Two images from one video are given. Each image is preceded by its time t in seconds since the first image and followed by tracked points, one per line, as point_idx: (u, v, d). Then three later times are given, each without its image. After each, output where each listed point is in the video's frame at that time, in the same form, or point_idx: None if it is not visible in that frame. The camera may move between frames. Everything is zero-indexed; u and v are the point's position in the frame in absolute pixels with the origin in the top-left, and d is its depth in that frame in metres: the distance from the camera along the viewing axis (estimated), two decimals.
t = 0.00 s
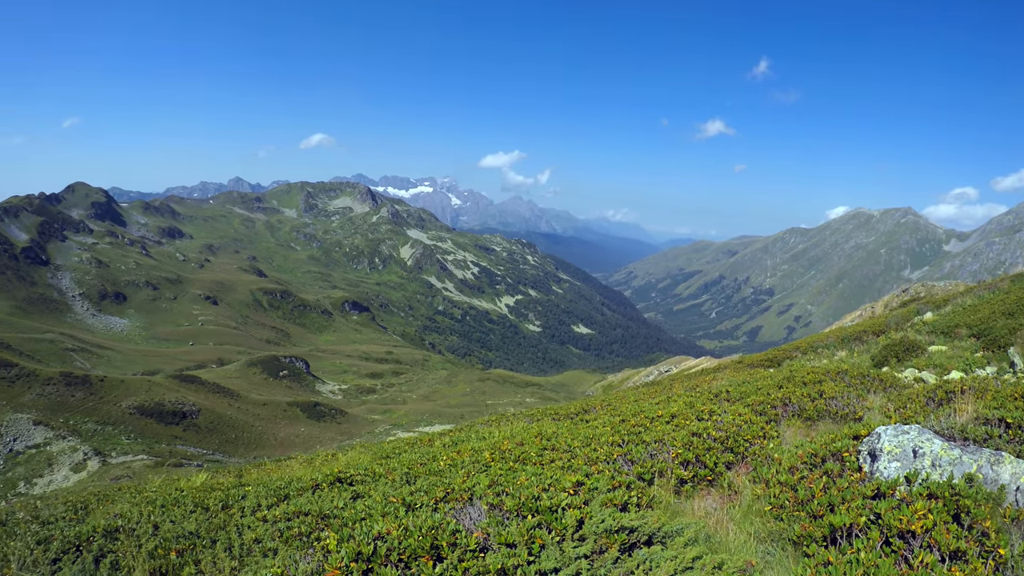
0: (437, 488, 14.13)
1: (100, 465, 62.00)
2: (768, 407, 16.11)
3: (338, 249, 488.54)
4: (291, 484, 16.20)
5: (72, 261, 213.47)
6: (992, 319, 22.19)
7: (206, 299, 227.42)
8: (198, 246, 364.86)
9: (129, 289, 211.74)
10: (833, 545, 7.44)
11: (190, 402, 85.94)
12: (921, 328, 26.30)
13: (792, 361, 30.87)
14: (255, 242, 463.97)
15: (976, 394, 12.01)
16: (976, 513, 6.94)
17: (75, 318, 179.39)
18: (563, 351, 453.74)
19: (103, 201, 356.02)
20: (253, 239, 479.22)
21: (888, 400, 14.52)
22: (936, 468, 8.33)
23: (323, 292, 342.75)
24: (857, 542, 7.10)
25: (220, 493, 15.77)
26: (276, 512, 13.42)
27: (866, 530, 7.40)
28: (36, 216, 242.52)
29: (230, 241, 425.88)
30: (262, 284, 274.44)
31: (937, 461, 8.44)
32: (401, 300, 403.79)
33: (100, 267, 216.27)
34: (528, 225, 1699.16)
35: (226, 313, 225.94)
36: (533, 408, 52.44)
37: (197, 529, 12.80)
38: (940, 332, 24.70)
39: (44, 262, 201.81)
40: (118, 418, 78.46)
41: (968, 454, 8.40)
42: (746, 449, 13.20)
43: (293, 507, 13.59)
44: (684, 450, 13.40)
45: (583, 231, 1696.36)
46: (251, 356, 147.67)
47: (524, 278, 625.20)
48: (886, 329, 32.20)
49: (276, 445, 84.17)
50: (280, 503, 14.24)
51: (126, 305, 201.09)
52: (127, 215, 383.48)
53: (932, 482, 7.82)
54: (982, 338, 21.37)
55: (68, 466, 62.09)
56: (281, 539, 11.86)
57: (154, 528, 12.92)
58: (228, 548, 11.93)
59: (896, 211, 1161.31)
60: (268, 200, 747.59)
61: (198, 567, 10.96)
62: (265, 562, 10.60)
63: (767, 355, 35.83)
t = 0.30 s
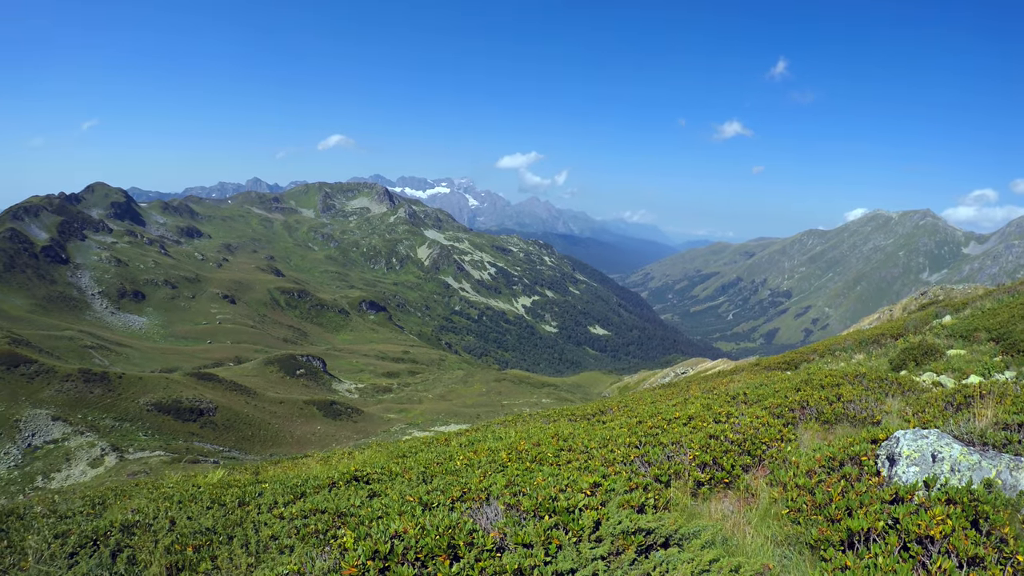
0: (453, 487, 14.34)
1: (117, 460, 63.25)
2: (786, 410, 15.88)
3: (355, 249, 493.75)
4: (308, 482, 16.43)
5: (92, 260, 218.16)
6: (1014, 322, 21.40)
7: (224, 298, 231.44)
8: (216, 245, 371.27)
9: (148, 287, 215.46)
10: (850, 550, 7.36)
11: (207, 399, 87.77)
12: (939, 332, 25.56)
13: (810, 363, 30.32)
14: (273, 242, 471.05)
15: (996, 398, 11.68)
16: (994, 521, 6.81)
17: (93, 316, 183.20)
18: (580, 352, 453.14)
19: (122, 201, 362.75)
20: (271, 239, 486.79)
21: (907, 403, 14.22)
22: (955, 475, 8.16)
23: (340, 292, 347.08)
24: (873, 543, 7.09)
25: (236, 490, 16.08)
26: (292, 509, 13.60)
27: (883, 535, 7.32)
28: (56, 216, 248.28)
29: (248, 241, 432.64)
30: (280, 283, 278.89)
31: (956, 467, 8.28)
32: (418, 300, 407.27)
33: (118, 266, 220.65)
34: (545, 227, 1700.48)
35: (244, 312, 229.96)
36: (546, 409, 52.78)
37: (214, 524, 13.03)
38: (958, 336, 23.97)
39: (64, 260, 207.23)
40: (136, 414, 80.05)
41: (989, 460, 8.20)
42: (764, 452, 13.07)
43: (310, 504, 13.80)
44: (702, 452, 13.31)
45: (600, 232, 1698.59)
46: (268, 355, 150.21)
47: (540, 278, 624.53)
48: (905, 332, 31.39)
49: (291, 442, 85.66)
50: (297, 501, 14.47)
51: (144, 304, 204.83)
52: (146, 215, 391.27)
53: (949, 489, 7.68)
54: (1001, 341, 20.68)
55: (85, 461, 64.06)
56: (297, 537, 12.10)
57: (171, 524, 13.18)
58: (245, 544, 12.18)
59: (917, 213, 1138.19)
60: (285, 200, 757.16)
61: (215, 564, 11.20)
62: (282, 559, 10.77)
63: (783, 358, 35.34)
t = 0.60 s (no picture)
0: (471, 486, 14.51)
1: (134, 455, 64.74)
2: (805, 413, 15.65)
3: (373, 248, 498.59)
4: (326, 480, 16.80)
5: (113, 258, 222.29)
6: None
7: (242, 296, 235.28)
8: (236, 244, 377.67)
9: (168, 285, 219.28)
10: (867, 554, 7.27)
11: (224, 396, 89.70)
12: (960, 335, 24.68)
13: (829, 365, 29.66)
14: (292, 241, 477.94)
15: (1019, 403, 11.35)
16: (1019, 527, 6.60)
17: (113, 313, 186.70)
18: (597, 352, 451.36)
19: (142, 199, 368.15)
20: (290, 239, 493.32)
21: (928, 407, 13.91)
22: (975, 479, 8.05)
23: (358, 291, 351.55)
24: (890, 546, 7.02)
25: (253, 487, 16.46)
26: (310, 506, 13.92)
27: (903, 540, 7.18)
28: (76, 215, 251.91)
29: (267, 240, 439.37)
30: (299, 282, 283.64)
31: (976, 472, 8.17)
32: (435, 299, 410.20)
33: (138, 264, 224.60)
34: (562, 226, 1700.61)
35: (262, 310, 233.82)
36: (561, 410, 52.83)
37: (232, 521, 13.35)
38: (979, 339, 23.17)
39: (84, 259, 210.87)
40: (154, 411, 82.09)
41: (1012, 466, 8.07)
42: (782, 455, 12.91)
43: (328, 501, 14.09)
44: (721, 454, 13.18)
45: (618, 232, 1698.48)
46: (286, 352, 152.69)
47: (558, 277, 623.22)
48: (925, 335, 30.41)
49: (308, 440, 87.16)
50: (314, 498, 14.77)
51: (163, 301, 208.50)
52: (167, 214, 398.66)
53: (970, 493, 7.49)
54: None
55: (103, 455, 65.62)
56: (315, 535, 12.33)
57: (190, 520, 13.55)
58: (263, 540, 12.47)
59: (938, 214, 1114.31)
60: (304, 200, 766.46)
61: (234, 560, 11.52)
62: (300, 556, 11.03)
63: (801, 360, 34.59)
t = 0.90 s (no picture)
0: (488, 486, 14.65)
1: (152, 453, 66.52)
2: (823, 416, 15.39)
3: (391, 248, 502.92)
4: (344, 478, 17.16)
5: (132, 257, 225.03)
6: None
7: (261, 295, 238.45)
8: (255, 244, 383.81)
9: (186, 284, 222.25)
10: (886, 559, 7.14)
11: (241, 395, 90.61)
12: (978, 338, 24.02)
13: (847, 369, 29.07)
14: (310, 241, 484.12)
15: None
16: None
17: (133, 311, 189.01)
18: (614, 354, 449.32)
19: (161, 198, 366.92)
20: (309, 239, 499.22)
21: (949, 411, 13.64)
22: (997, 486, 7.86)
23: (376, 291, 355.27)
24: (907, 550, 6.95)
25: (271, 484, 16.86)
26: (327, 505, 14.20)
27: (922, 545, 7.08)
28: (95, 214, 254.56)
29: (286, 240, 445.75)
30: (317, 282, 288.08)
31: (995, 479, 8.02)
32: (453, 299, 412.93)
33: (157, 263, 227.06)
34: (580, 227, 1700.03)
35: (280, 309, 237.26)
36: (576, 412, 52.40)
37: (249, 518, 13.68)
38: (999, 343, 22.49)
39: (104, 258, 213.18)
40: (172, 408, 83.64)
41: None
42: (800, 458, 12.76)
43: (345, 500, 14.39)
44: (738, 456, 13.09)
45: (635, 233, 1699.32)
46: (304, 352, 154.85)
47: (575, 278, 621.09)
48: (944, 338, 29.49)
49: (325, 439, 88.13)
50: (332, 497, 15.07)
51: (182, 300, 211.01)
52: (186, 214, 404.25)
53: (989, 499, 7.39)
54: None
55: (122, 452, 67.29)
56: (333, 533, 12.58)
57: (206, 517, 13.85)
58: (280, 538, 12.75)
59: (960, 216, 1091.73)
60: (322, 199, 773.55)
61: (252, 556, 11.85)
62: (318, 554, 11.29)
63: (817, 362, 33.97)
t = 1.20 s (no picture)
0: (505, 487, 14.76)
1: (170, 449, 64.32)
2: (841, 419, 15.08)
3: (408, 248, 505.96)
4: (360, 478, 17.46)
5: (151, 256, 224.85)
6: None
7: (278, 295, 240.09)
8: (273, 244, 387.97)
9: (204, 283, 222.78)
10: (903, 565, 7.10)
11: (259, 393, 89.17)
12: (998, 341, 23.28)
13: (865, 372, 28.40)
14: (328, 241, 488.73)
15: None
16: None
17: (152, 309, 187.82)
18: (630, 355, 446.81)
19: (180, 198, 366.78)
20: (326, 239, 503.42)
21: (970, 417, 13.51)
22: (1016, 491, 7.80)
23: (393, 291, 358.93)
24: (926, 557, 6.92)
25: (288, 483, 17.22)
26: (344, 504, 14.48)
27: (939, 549, 7.06)
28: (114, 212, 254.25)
29: (303, 240, 450.40)
30: (334, 281, 291.93)
31: (1015, 482, 7.93)
32: (470, 300, 414.66)
33: (175, 262, 227.01)
34: (597, 228, 1699.54)
35: (298, 309, 239.18)
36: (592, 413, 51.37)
37: (266, 516, 14.03)
38: (1020, 346, 21.84)
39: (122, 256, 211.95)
40: (190, 405, 81.57)
41: None
42: (819, 462, 12.60)
43: (361, 500, 14.64)
44: (754, 459, 12.99)
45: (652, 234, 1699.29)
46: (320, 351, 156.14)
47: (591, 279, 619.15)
48: (965, 341, 28.64)
49: (342, 438, 87.73)
50: (348, 496, 15.38)
51: (200, 299, 210.55)
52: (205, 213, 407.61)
53: (1008, 504, 7.34)
54: None
55: (140, 449, 65.10)
56: (351, 532, 12.79)
57: (224, 514, 14.20)
58: (298, 536, 13.00)
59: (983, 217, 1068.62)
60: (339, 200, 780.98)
61: (269, 555, 12.12)
62: (336, 553, 11.47)
63: (834, 365, 33.23)
